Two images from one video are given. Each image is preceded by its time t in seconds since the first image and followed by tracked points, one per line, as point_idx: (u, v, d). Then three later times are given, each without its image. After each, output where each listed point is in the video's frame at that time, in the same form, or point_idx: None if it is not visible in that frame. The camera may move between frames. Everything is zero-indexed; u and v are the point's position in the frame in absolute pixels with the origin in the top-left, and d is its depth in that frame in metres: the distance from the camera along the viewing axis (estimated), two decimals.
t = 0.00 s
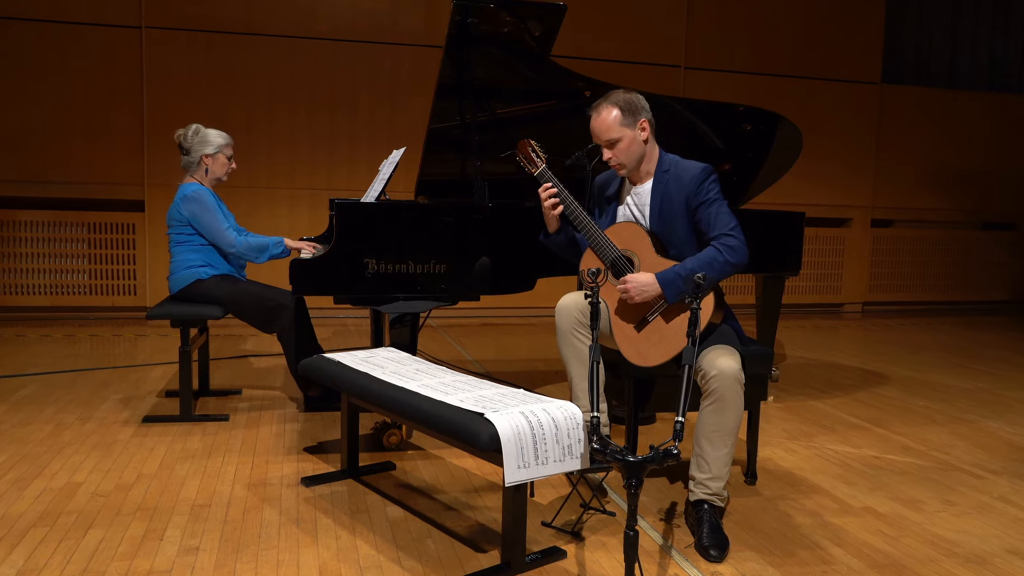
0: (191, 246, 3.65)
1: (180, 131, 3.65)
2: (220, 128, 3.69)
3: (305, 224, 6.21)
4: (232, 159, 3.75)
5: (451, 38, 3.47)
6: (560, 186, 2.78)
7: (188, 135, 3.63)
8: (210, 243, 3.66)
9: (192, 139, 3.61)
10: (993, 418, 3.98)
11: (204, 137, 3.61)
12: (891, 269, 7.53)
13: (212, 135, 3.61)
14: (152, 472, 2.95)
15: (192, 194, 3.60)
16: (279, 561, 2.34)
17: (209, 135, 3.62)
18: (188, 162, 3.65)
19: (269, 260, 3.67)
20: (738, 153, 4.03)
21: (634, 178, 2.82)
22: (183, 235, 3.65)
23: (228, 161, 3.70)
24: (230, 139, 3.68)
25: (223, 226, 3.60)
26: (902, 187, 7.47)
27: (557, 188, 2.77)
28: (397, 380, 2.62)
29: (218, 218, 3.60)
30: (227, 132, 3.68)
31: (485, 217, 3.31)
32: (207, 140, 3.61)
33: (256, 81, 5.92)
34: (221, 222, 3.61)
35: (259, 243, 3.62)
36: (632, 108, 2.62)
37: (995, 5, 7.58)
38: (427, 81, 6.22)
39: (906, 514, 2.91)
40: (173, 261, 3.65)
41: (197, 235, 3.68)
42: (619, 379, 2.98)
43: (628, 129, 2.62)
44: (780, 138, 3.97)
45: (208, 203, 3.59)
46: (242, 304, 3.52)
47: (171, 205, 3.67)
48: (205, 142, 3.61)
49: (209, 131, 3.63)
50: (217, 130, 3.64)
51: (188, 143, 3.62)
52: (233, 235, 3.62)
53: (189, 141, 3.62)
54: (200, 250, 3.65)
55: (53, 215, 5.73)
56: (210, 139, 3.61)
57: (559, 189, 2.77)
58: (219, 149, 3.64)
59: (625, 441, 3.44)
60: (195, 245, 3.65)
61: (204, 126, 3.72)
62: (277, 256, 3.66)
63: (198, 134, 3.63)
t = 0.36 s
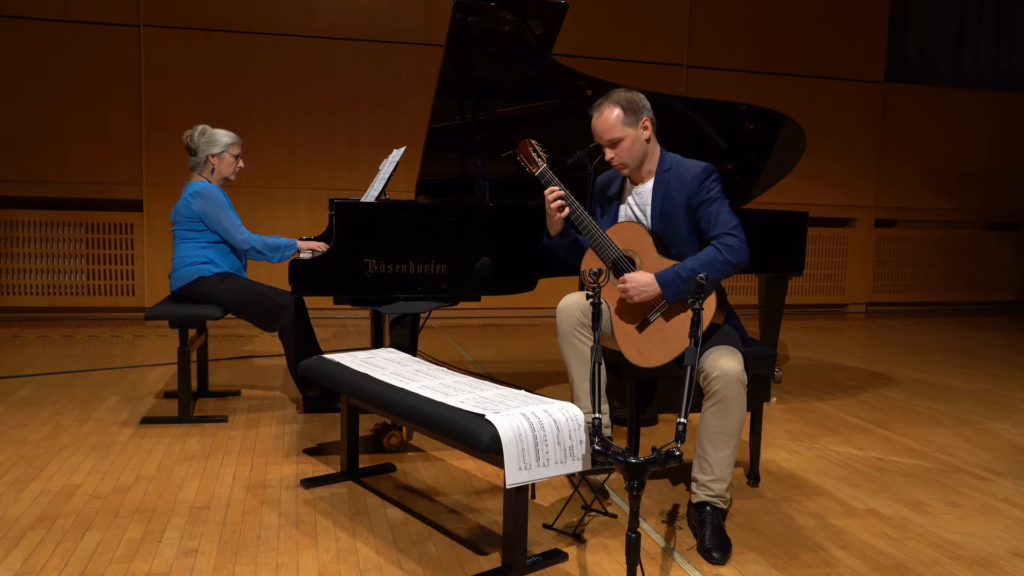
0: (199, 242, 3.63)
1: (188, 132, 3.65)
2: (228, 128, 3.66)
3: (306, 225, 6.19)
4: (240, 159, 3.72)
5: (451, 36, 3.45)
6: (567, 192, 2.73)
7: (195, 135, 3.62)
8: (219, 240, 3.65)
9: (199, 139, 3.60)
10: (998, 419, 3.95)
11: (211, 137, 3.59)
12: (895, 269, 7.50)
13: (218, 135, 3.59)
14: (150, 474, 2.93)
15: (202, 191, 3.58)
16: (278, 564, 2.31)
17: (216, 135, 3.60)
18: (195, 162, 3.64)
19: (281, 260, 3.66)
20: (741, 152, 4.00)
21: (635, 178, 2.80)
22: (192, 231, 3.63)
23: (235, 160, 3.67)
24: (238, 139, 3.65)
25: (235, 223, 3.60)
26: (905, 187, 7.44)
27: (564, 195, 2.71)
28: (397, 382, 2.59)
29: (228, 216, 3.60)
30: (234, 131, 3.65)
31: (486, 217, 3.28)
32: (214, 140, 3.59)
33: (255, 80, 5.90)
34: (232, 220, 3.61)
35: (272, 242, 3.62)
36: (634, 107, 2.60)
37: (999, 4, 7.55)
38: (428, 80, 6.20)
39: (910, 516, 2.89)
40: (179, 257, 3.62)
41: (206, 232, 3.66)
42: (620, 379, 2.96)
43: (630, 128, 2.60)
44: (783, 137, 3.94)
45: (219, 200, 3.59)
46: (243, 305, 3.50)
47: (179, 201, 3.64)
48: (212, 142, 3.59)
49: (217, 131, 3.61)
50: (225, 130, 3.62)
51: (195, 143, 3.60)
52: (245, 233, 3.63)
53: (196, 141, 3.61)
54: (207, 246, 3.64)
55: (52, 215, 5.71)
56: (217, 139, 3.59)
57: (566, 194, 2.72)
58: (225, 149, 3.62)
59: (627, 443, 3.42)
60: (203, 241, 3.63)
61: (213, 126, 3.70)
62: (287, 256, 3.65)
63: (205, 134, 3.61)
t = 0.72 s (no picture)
0: (200, 243, 3.61)
1: (202, 130, 3.65)
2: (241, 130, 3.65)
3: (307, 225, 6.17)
4: (251, 163, 3.70)
5: (452, 34, 3.38)
6: (567, 191, 2.68)
7: (209, 134, 3.63)
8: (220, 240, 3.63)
9: (212, 138, 3.60)
10: (1003, 420, 3.93)
11: (224, 137, 3.58)
12: (898, 269, 7.47)
13: (231, 135, 3.57)
14: (149, 475, 2.91)
15: (206, 191, 3.55)
16: (278, 567, 2.29)
17: (229, 135, 3.58)
18: (206, 160, 3.62)
19: (282, 260, 3.61)
20: (744, 151, 3.98)
21: (638, 177, 2.78)
22: (193, 231, 3.62)
23: (245, 163, 3.65)
24: (251, 141, 3.63)
25: (235, 225, 3.56)
26: (908, 187, 7.41)
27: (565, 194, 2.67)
28: (398, 383, 2.57)
29: (231, 216, 3.56)
30: (248, 134, 3.63)
31: (487, 217, 3.26)
32: (226, 139, 3.57)
33: (255, 79, 5.88)
34: (233, 221, 3.56)
35: (272, 243, 3.57)
36: (638, 104, 2.58)
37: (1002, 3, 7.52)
38: (429, 79, 6.18)
39: (914, 518, 2.86)
40: (180, 255, 3.60)
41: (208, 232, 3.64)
42: (622, 381, 2.93)
43: (634, 126, 2.58)
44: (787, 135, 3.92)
45: (223, 200, 3.55)
46: (243, 306, 3.47)
47: (184, 201, 3.62)
48: (224, 142, 3.57)
49: (230, 131, 3.60)
50: (238, 131, 3.60)
51: (208, 142, 3.60)
52: (245, 235, 3.58)
53: (209, 140, 3.61)
54: (208, 247, 3.62)
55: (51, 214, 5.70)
56: (229, 139, 3.57)
57: (566, 194, 2.68)
58: (237, 150, 3.60)
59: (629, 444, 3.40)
60: (204, 242, 3.61)
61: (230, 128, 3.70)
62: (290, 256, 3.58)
63: (219, 134, 3.61)
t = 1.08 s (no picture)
0: (197, 244, 3.59)
1: (209, 130, 3.62)
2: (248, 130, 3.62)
3: (307, 225, 6.15)
4: (258, 163, 3.67)
5: (452, 33, 3.37)
6: (569, 190, 2.67)
7: (216, 134, 3.60)
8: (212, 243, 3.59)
9: (219, 138, 3.58)
10: (1008, 421, 3.90)
11: (231, 138, 3.55)
12: (902, 270, 7.43)
13: (238, 136, 3.55)
14: (147, 477, 2.89)
15: (206, 191, 3.54)
16: (277, 569, 2.27)
17: (236, 136, 3.56)
18: (212, 160, 3.59)
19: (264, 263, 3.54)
20: (747, 151, 3.96)
21: (641, 177, 2.75)
22: (192, 231, 3.61)
23: (252, 163, 3.62)
24: (258, 142, 3.60)
25: (223, 227, 3.52)
26: (912, 187, 7.38)
27: (566, 193, 2.66)
28: (398, 384, 2.54)
29: (223, 218, 3.52)
30: (255, 134, 3.60)
31: (487, 216, 3.24)
32: (233, 140, 3.55)
33: (254, 78, 5.86)
34: (223, 223, 3.52)
35: (255, 246, 3.50)
36: (641, 103, 2.56)
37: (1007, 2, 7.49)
38: (430, 78, 6.16)
39: (918, 520, 2.83)
40: (177, 257, 3.59)
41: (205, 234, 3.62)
42: (624, 381, 2.91)
43: (637, 125, 2.55)
44: (791, 135, 3.90)
45: (219, 201, 3.53)
46: (243, 307, 3.45)
47: (187, 199, 3.63)
48: (231, 142, 3.55)
49: (237, 132, 3.57)
50: (245, 132, 3.57)
51: (214, 142, 3.57)
52: (230, 238, 3.53)
53: (217, 140, 3.58)
54: (204, 249, 3.59)
55: (51, 213, 5.69)
56: (236, 140, 3.55)
57: (567, 191, 2.67)
58: (244, 151, 3.57)
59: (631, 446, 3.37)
60: (200, 243, 3.59)
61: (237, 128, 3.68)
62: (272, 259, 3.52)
63: (225, 134, 3.58)
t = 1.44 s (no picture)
0: (194, 250, 3.55)
1: (197, 128, 3.57)
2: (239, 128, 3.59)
3: (307, 225, 6.13)
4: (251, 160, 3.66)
5: (453, 31, 3.36)
6: (558, 177, 2.70)
7: (206, 133, 3.55)
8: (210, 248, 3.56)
9: (210, 138, 3.54)
10: (1013, 423, 3.87)
11: (223, 138, 3.52)
12: (905, 270, 7.41)
13: (230, 135, 3.52)
14: (146, 479, 2.87)
15: (200, 198, 3.49)
16: (277, 571, 2.25)
17: (228, 135, 3.53)
18: (204, 162, 3.56)
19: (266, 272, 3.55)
20: (750, 151, 3.93)
21: (643, 175, 2.72)
22: (187, 237, 3.56)
23: (246, 162, 3.60)
24: (249, 139, 3.58)
25: (224, 236, 3.48)
26: (916, 186, 7.36)
27: (554, 179, 2.68)
28: (398, 385, 2.52)
29: (222, 226, 3.48)
30: (246, 131, 3.58)
31: (488, 216, 3.21)
32: (226, 140, 3.52)
33: (253, 77, 5.84)
34: (223, 231, 3.49)
35: (260, 255, 3.49)
36: (646, 101, 2.54)
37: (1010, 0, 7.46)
38: (430, 77, 6.13)
39: (923, 523, 2.81)
40: (174, 262, 3.56)
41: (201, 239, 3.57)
42: (625, 382, 2.88)
43: (641, 123, 2.53)
44: (793, 134, 3.88)
45: (215, 209, 3.48)
46: (240, 308, 3.43)
47: (179, 203, 3.57)
48: (223, 143, 3.52)
49: (228, 130, 3.54)
50: (236, 130, 3.55)
51: (205, 142, 3.54)
52: (232, 246, 3.50)
53: (207, 140, 3.55)
54: (201, 255, 3.55)
55: (50, 213, 5.67)
56: (229, 140, 3.52)
57: (556, 179, 2.69)
58: (237, 150, 3.55)
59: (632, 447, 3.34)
60: (197, 249, 3.55)
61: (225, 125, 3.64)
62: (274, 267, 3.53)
63: (216, 133, 3.54)
